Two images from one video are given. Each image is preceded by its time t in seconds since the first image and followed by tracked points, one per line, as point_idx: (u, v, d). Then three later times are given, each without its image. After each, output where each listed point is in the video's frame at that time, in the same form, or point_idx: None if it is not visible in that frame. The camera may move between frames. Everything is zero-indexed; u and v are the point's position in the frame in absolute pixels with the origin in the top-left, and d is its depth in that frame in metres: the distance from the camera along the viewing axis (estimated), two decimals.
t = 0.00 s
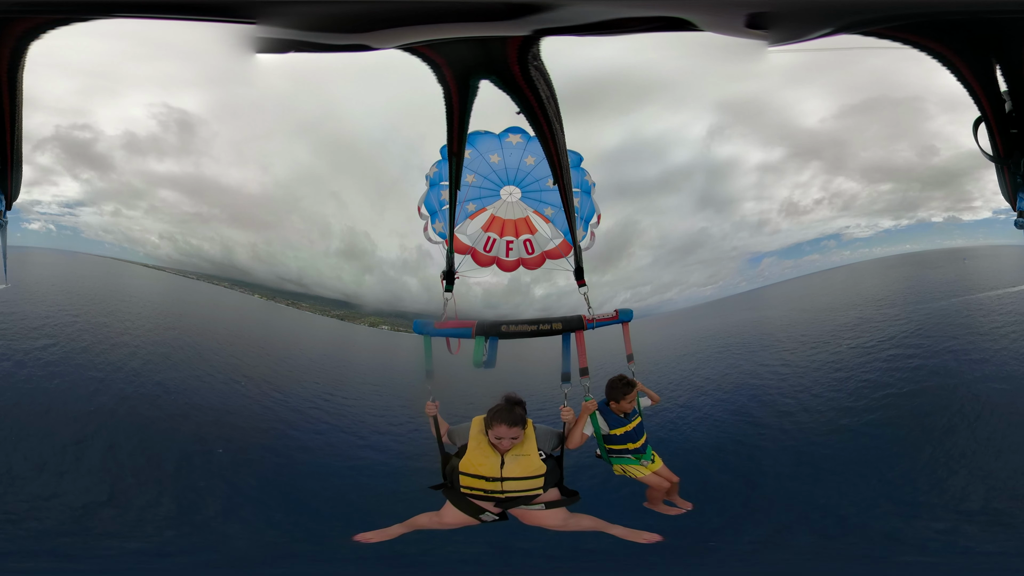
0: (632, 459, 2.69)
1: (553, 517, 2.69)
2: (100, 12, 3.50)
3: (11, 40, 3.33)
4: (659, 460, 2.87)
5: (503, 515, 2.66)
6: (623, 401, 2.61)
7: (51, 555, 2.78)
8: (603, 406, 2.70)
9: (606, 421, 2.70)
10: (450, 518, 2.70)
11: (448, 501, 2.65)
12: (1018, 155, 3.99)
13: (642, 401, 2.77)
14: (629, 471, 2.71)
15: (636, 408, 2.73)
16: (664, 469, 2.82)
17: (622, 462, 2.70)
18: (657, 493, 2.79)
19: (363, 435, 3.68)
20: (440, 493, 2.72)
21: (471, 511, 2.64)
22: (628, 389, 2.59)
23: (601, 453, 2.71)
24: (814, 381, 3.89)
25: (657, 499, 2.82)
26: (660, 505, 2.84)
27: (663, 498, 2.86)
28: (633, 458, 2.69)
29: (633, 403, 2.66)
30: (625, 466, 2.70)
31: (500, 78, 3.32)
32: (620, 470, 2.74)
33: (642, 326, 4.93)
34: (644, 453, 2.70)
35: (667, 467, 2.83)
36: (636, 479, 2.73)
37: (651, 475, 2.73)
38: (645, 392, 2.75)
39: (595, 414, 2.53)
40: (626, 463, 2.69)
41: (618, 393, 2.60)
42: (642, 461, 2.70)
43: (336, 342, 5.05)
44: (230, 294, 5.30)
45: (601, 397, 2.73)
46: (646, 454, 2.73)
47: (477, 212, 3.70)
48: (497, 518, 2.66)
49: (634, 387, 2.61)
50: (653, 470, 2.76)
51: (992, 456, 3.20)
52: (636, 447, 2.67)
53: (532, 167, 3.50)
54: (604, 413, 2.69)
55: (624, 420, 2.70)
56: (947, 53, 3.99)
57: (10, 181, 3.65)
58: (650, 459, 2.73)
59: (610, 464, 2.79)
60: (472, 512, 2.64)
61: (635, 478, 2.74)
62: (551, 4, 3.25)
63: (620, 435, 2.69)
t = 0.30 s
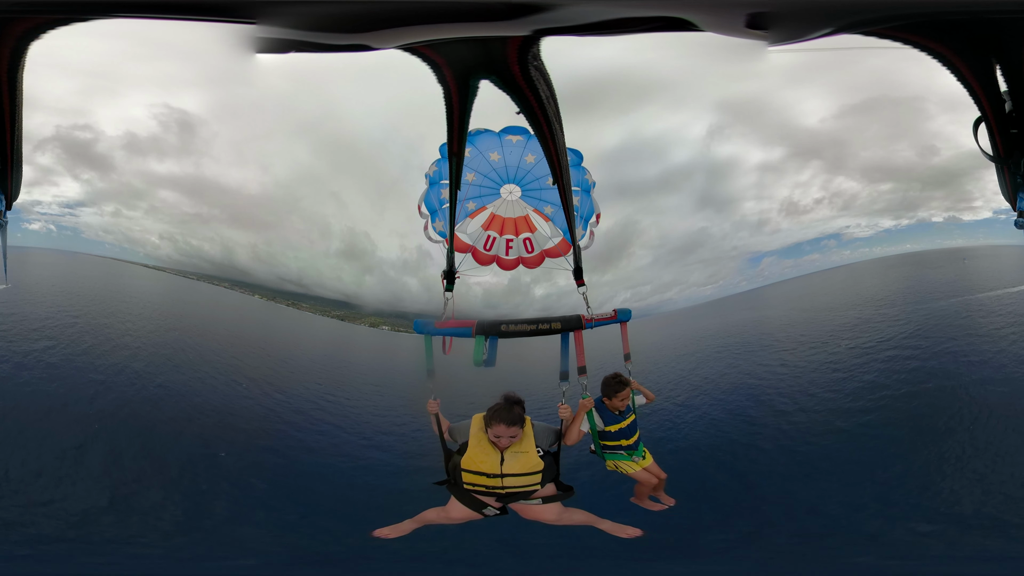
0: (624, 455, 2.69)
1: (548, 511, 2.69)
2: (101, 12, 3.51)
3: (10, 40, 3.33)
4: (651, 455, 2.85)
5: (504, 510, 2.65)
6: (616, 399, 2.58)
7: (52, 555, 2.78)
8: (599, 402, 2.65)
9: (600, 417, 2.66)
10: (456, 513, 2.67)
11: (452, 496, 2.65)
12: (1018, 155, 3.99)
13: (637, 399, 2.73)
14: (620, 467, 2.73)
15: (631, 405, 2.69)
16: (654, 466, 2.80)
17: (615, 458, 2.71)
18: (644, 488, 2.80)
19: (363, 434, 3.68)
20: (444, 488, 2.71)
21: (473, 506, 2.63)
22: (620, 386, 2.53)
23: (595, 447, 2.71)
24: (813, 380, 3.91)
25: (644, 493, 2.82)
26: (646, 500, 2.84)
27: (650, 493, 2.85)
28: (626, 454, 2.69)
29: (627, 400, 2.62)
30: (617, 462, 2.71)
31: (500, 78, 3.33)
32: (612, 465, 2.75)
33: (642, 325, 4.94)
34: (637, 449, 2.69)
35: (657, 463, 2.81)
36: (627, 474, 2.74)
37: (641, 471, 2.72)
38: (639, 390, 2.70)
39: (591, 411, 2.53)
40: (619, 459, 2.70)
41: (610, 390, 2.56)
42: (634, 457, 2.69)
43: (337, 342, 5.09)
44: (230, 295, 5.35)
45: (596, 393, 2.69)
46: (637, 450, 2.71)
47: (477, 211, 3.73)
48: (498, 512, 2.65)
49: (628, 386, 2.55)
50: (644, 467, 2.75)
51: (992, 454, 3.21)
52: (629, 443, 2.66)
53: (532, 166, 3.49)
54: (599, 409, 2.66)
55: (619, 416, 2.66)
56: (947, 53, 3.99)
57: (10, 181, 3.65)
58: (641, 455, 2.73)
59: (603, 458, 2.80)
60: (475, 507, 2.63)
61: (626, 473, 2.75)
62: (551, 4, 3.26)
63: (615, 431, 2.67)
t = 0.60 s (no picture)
0: (621, 453, 2.67)
1: (542, 508, 2.67)
2: (101, 11, 3.51)
3: (10, 40, 3.34)
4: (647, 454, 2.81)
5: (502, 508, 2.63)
6: (614, 398, 2.56)
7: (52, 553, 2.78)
8: (597, 402, 2.63)
9: (599, 415, 2.66)
10: (456, 510, 2.66)
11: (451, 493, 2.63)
12: (1018, 155, 3.99)
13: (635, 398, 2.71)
14: (617, 464, 2.71)
15: (629, 405, 2.67)
16: (649, 463, 2.79)
17: (611, 455, 2.68)
18: (638, 485, 2.80)
19: (362, 434, 3.68)
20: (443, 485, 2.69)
21: (471, 503, 2.61)
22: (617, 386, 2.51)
23: (592, 445, 2.72)
24: (812, 381, 3.91)
25: (637, 489, 2.82)
26: (638, 496, 2.83)
27: (643, 489, 2.84)
28: (622, 451, 2.66)
29: (625, 399, 2.60)
30: (614, 460, 2.69)
31: (500, 78, 3.33)
32: (609, 463, 2.73)
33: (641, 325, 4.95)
34: (634, 448, 2.67)
35: (651, 461, 2.80)
36: (623, 471, 2.73)
37: (638, 470, 2.71)
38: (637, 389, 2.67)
39: (590, 410, 2.51)
40: (615, 456, 2.67)
41: (609, 390, 2.54)
42: (630, 456, 2.67)
43: (337, 342, 5.10)
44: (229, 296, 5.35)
45: (594, 392, 2.67)
46: (634, 449, 2.68)
47: (478, 209, 3.73)
48: (497, 510, 2.63)
49: (626, 386, 2.53)
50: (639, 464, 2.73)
51: (994, 452, 3.21)
52: (626, 442, 2.64)
53: (532, 165, 3.48)
54: (597, 408, 2.65)
55: (616, 416, 2.65)
56: (947, 53, 3.99)
57: (10, 181, 3.65)
58: (638, 453, 2.70)
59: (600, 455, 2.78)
60: (473, 505, 2.61)
61: (622, 471, 2.73)
62: (551, 4, 3.26)
63: (612, 430, 2.66)
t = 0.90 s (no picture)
0: (619, 454, 2.66)
1: (535, 507, 2.65)
2: (101, 12, 3.51)
3: (11, 40, 3.34)
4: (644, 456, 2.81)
5: (497, 507, 2.62)
6: (613, 400, 2.55)
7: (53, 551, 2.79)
8: (596, 402, 2.61)
9: (598, 417, 2.64)
10: (453, 507, 2.67)
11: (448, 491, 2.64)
12: (1017, 156, 4.00)
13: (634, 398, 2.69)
14: (615, 465, 2.70)
15: (627, 405, 2.66)
16: (646, 464, 2.79)
17: (609, 456, 2.67)
18: (635, 486, 2.79)
19: (362, 436, 3.70)
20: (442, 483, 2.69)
21: (467, 501, 2.62)
22: (617, 388, 2.50)
23: (591, 446, 2.70)
24: (809, 379, 3.91)
25: (633, 491, 2.81)
26: (635, 498, 2.82)
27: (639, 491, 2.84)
28: (620, 452, 2.66)
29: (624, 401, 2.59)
30: (612, 461, 2.68)
31: (500, 78, 3.33)
32: (607, 463, 2.72)
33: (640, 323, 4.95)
34: (632, 449, 2.67)
35: (649, 462, 2.79)
36: (620, 472, 2.72)
37: (634, 471, 2.70)
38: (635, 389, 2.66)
39: (589, 410, 2.52)
40: (613, 457, 2.66)
41: (608, 392, 2.52)
42: (628, 456, 2.66)
43: (337, 344, 5.11)
44: (230, 299, 5.36)
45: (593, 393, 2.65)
46: (631, 449, 2.68)
47: (478, 209, 3.73)
48: (492, 509, 2.63)
49: (625, 388, 2.53)
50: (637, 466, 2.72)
51: (992, 452, 3.21)
52: (624, 443, 2.63)
53: (533, 165, 3.48)
54: (596, 408, 2.63)
55: (615, 417, 2.63)
56: (947, 53, 4.00)
57: (10, 181, 3.66)
58: (635, 454, 2.69)
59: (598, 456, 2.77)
60: (469, 503, 2.62)
61: (620, 471, 2.73)
62: (551, 4, 3.26)
63: (610, 431, 2.65)
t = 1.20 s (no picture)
0: (624, 457, 2.65)
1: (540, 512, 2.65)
2: (101, 12, 3.51)
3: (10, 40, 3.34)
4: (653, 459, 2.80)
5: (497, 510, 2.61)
6: (618, 404, 2.53)
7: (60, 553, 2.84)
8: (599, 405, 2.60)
9: (600, 419, 2.62)
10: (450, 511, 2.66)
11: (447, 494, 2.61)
12: (1017, 155, 4.00)
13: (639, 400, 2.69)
14: (619, 468, 2.69)
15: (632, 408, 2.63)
16: (653, 468, 2.77)
17: (614, 459, 2.67)
18: (643, 490, 2.74)
19: (361, 437, 3.70)
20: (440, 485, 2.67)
21: (466, 505, 2.60)
22: (625, 393, 2.48)
23: (595, 450, 2.68)
24: (806, 375, 3.90)
25: (642, 495, 2.75)
26: (644, 501, 2.77)
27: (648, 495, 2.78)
28: (626, 456, 2.64)
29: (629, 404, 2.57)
30: (618, 464, 2.67)
31: (500, 78, 3.33)
32: (612, 467, 2.71)
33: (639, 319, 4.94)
34: (637, 452, 2.66)
35: (656, 465, 2.78)
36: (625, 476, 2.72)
37: (641, 474, 2.69)
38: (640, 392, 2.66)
39: (591, 413, 2.49)
40: (619, 460, 2.65)
41: (614, 396, 2.50)
42: (634, 460, 2.65)
43: (339, 349, 5.06)
44: (229, 304, 5.30)
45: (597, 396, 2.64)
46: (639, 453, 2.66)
47: (478, 212, 3.71)
48: (492, 512, 2.61)
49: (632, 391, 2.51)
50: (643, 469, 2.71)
51: (988, 452, 3.21)
52: (629, 446, 2.62)
53: (533, 166, 3.47)
54: (600, 412, 2.61)
55: (619, 419, 2.62)
56: (947, 53, 4.00)
57: (10, 182, 3.66)
58: (641, 457, 2.69)
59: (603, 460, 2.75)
60: (468, 506, 2.60)
61: (625, 474, 2.72)
62: (551, 4, 3.27)
63: (615, 434, 2.64)
